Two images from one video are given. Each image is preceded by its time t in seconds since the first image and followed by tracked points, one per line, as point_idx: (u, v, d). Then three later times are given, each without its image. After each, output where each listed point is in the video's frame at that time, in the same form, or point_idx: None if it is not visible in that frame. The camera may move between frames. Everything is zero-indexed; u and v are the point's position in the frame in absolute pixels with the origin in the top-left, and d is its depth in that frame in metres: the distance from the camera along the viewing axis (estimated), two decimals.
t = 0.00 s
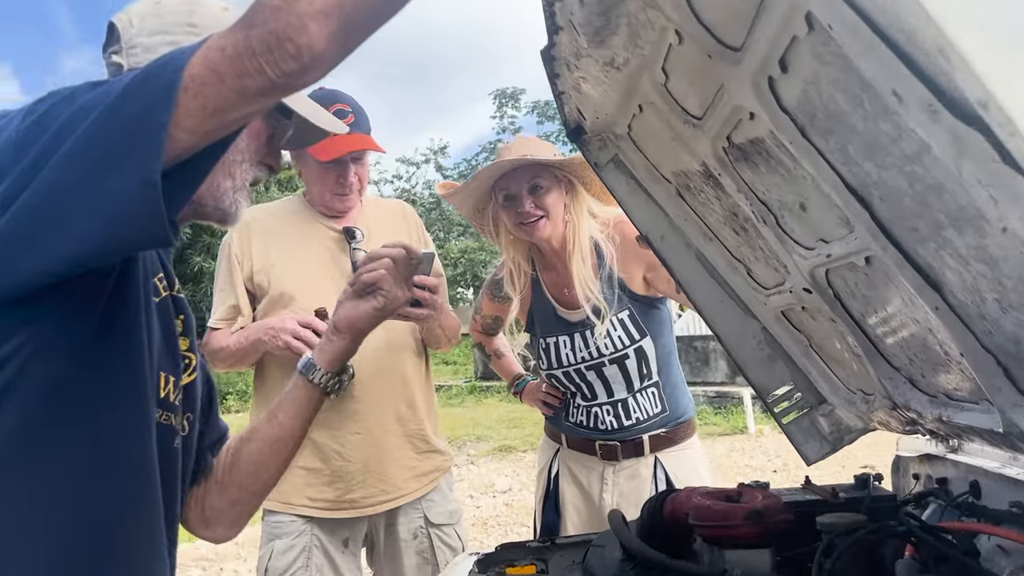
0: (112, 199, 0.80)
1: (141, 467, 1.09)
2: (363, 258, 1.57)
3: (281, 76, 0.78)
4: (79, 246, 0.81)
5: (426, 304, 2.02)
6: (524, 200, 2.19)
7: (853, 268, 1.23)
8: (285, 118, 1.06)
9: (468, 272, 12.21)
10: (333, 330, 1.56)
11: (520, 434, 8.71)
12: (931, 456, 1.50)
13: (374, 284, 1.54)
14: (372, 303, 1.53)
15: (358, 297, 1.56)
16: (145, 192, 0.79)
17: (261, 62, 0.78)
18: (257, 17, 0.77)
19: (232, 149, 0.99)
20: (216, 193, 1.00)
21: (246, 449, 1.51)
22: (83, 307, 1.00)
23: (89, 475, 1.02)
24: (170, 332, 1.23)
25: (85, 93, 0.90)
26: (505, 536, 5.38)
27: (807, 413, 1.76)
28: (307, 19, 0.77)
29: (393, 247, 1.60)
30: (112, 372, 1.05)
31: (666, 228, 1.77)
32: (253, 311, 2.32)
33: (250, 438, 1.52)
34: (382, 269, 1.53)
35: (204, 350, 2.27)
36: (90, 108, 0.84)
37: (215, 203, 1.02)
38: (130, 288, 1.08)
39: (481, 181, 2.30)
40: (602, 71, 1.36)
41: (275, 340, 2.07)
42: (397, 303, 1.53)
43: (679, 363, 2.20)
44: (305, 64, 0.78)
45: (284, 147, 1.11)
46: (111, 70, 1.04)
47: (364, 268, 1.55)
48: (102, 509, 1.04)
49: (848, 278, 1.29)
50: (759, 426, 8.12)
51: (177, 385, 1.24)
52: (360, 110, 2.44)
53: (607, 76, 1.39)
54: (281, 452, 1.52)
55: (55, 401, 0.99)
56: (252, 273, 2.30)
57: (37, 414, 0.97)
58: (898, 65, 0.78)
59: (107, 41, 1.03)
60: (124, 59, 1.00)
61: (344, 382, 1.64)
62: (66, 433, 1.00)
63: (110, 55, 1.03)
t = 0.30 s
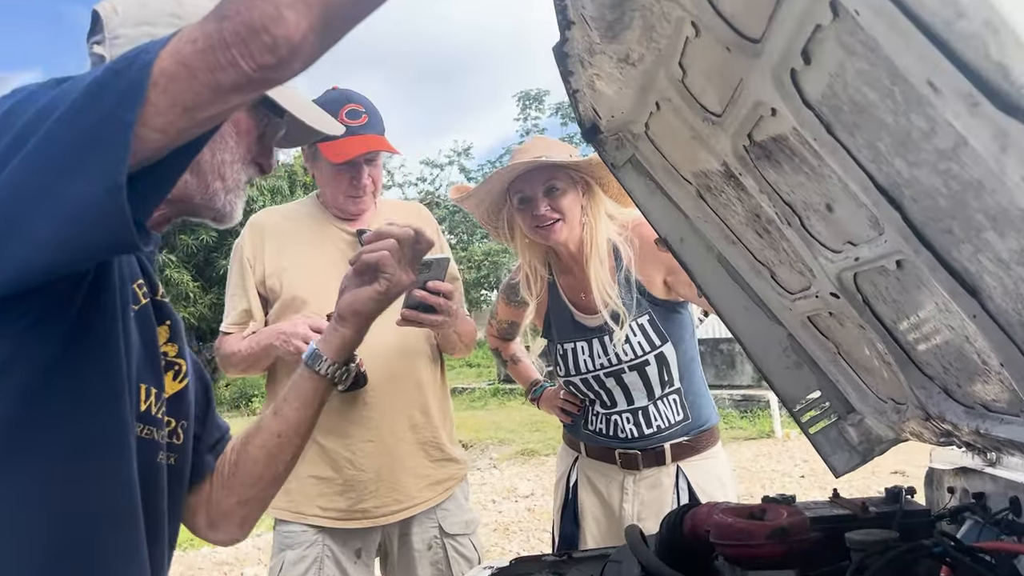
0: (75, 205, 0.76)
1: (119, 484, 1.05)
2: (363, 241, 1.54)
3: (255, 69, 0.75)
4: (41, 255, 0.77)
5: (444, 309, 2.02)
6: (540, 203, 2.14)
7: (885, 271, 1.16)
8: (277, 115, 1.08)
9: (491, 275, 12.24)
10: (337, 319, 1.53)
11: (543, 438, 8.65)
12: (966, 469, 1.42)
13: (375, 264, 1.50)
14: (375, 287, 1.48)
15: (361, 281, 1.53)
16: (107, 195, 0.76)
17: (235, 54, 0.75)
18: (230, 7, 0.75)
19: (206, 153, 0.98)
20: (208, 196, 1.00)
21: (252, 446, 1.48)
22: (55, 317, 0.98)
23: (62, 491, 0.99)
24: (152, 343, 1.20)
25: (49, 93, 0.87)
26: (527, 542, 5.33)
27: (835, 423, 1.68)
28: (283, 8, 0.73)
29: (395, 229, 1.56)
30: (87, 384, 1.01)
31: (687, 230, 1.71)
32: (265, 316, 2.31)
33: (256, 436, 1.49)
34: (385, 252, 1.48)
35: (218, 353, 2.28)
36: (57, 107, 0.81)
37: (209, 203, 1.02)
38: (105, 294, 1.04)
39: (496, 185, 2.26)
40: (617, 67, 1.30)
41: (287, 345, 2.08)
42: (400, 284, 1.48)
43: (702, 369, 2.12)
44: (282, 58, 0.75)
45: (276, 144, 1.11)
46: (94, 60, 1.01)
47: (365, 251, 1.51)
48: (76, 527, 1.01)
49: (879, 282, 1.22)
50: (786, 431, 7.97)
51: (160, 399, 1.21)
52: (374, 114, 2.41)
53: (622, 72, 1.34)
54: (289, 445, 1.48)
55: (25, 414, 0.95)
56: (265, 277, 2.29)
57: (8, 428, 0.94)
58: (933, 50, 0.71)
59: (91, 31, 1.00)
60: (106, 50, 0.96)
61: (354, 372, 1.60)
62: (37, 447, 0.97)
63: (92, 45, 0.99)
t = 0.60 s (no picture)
0: (50, 202, 0.75)
1: (100, 486, 1.05)
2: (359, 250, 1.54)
3: (234, 61, 0.74)
4: (20, 255, 0.76)
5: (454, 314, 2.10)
6: (552, 202, 2.12)
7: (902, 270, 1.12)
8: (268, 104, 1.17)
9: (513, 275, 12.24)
10: (327, 328, 1.52)
11: (565, 439, 8.61)
12: (991, 473, 1.37)
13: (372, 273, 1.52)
14: (369, 297, 1.51)
15: (354, 290, 1.54)
16: (80, 191, 0.74)
17: (213, 46, 0.74)
18: None
19: (197, 146, 1.05)
20: (199, 190, 1.07)
21: (240, 456, 1.49)
22: (38, 316, 0.97)
23: (42, 492, 0.99)
24: (139, 344, 1.19)
25: (24, 87, 0.86)
26: (548, 543, 5.31)
27: (856, 426, 1.63)
28: None
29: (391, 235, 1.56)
30: (70, 384, 1.01)
31: (702, 230, 1.68)
32: (279, 316, 2.32)
33: (244, 446, 1.50)
34: (380, 260, 1.51)
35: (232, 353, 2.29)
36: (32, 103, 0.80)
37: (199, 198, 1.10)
38: (92, 292, 1.04)
39: (509, 184, 2.24)
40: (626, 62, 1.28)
41: (298, 345, 2.12)
42: (394, 295, 1.51)
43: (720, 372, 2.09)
44: (261, 48, 0.74)
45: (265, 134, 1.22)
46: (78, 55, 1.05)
47: (361, 261, 1.52)
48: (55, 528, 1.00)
49: (897, 281, 1.18)
50: (813, 433, 7.85)
51: (146, 401, 1.20)
52: (378, 102, 2.41)
53: (631, 68, 1.31)
54: (276, 455, 1.49)
55: (5, 414, 0.95)
56: (278, 277, 2.30)
57: None
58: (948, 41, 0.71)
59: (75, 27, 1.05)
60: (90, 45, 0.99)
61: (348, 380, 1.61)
62: (16, 447, 0.97)
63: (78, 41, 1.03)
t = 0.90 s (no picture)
0: (44, 216, 0.77)
1: (97, 491, 1.05)
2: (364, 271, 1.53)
3: (221, 75, 0.76)
4: (16, 267, 0.79)
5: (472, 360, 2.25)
6: (565, 207, 2.13)
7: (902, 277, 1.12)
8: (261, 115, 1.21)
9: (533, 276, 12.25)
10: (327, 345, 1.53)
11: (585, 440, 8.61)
12: (1001, 480, 1.37)
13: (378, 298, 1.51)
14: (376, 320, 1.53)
15: (357, 313, 1.52)
16: (71, 205, 0.77)
17: (201, 60, 0.76)
18: (196, 12, 0.75)
19: (188, 153, 1.09)
20: (191, 196, 1.10)
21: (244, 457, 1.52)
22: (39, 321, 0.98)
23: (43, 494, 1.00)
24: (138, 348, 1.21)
25: (21, 102, 0.89)
26: (566, 544, 5.32)
27: (866, 432, 1.61)
28: (248, 14, 0.73)
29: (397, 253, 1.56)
30: (72, 389, 1.02)
31: (709, 235, 1.68)
32: (293, 320, 2.35)
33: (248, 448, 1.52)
34: (388, 285, 1.52)
35: (247, 358, 2.32)
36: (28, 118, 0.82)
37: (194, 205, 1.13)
38: (90, 294, 1.03)
39: (519, 189, 2.25)
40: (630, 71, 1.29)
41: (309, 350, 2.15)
42: (400, 321, 1.54)
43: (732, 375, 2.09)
44: (247, 62, 0.76)
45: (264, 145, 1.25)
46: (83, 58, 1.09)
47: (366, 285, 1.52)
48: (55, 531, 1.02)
49: (902, 288, 1.17)
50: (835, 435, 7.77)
51: (143, 408, 1.22)
52: (389, 106, 2.44)
53: (635, 76, 1.32)
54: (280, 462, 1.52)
55: (5, 419, 0.97)
56: (292, 280, 2.33)
57: None
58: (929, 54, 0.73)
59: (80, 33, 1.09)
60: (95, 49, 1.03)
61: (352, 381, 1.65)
62: (16, 451, 0.98)
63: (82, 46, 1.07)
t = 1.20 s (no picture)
0: (38, 237, 0.83)
1: (87, 497, 1.09)
2: (337, 447, 1.62)
3: (207, 106, 0.81)
4: (13, 284, 0.84)
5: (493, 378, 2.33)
6: (564, 217, 2.17)
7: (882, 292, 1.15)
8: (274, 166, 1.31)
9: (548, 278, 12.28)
10: (280, 495, 1.63)
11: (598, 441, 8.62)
12: (983, 487, 1.38)
13: (329, 473, 1.58)
14: (319, 500, 1.59)
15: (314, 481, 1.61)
16: (62, 228, 0.82)
17: (189, 93, 0.81)
18: (185, 50, 0.81)
19: (200, 197, 1.22)
20: (195, 235, 1.24)
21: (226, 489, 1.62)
22: (40, 332, 1.03)
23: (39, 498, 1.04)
24: (137, 364, 1.27)
25: (28, 130, 0.96)
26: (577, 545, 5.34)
27: (855, 437, 1.65)
28: (232, 49, 0.79)
29: (375, 443, 1.61)
30: (70, 397, 1.07)
31: (702, 244, 1.69)
32: (300, 324, 2.41)
33: (205, 525, 1.60)
34: (339, 477, 1.57)
35: (257, 364, 2.38)
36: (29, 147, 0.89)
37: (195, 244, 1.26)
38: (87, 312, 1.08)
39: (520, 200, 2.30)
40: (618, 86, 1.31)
41: (315, 357, 2.20)
42: (333, 513, 1.58)
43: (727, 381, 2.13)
44: (232, 94, 0.81)
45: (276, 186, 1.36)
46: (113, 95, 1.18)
47: (331, 464, 1.60)
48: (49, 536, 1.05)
49: (880, 300, 1.20)
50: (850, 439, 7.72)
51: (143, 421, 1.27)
52: (398, 116, 2.48)
53: (624, 91, 1.33)
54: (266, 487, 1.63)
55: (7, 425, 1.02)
56: (300, 286, 2.39)
57: None
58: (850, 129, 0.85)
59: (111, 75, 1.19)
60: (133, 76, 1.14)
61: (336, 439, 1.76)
62: (15, 456, 1.03)
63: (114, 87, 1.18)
